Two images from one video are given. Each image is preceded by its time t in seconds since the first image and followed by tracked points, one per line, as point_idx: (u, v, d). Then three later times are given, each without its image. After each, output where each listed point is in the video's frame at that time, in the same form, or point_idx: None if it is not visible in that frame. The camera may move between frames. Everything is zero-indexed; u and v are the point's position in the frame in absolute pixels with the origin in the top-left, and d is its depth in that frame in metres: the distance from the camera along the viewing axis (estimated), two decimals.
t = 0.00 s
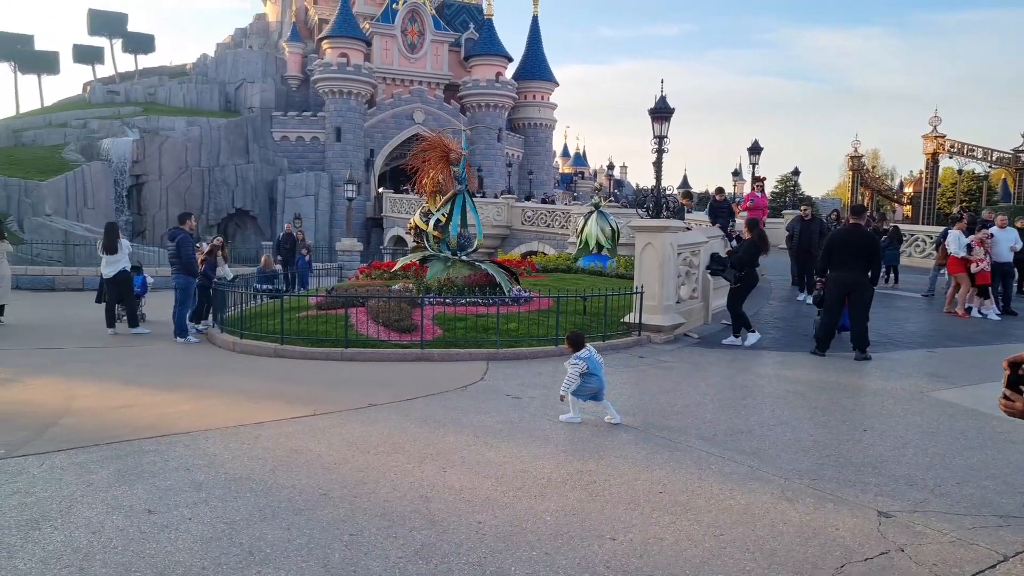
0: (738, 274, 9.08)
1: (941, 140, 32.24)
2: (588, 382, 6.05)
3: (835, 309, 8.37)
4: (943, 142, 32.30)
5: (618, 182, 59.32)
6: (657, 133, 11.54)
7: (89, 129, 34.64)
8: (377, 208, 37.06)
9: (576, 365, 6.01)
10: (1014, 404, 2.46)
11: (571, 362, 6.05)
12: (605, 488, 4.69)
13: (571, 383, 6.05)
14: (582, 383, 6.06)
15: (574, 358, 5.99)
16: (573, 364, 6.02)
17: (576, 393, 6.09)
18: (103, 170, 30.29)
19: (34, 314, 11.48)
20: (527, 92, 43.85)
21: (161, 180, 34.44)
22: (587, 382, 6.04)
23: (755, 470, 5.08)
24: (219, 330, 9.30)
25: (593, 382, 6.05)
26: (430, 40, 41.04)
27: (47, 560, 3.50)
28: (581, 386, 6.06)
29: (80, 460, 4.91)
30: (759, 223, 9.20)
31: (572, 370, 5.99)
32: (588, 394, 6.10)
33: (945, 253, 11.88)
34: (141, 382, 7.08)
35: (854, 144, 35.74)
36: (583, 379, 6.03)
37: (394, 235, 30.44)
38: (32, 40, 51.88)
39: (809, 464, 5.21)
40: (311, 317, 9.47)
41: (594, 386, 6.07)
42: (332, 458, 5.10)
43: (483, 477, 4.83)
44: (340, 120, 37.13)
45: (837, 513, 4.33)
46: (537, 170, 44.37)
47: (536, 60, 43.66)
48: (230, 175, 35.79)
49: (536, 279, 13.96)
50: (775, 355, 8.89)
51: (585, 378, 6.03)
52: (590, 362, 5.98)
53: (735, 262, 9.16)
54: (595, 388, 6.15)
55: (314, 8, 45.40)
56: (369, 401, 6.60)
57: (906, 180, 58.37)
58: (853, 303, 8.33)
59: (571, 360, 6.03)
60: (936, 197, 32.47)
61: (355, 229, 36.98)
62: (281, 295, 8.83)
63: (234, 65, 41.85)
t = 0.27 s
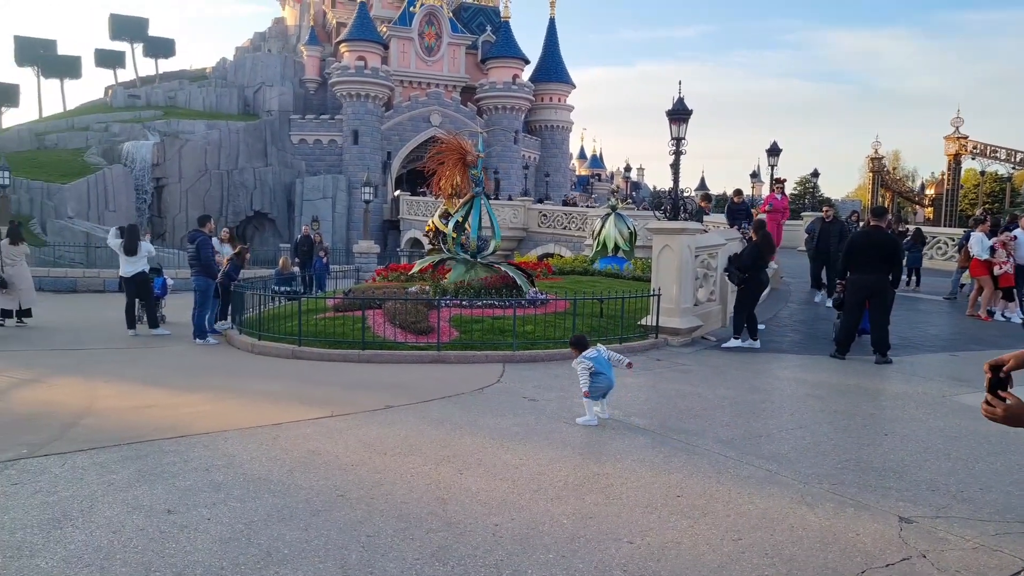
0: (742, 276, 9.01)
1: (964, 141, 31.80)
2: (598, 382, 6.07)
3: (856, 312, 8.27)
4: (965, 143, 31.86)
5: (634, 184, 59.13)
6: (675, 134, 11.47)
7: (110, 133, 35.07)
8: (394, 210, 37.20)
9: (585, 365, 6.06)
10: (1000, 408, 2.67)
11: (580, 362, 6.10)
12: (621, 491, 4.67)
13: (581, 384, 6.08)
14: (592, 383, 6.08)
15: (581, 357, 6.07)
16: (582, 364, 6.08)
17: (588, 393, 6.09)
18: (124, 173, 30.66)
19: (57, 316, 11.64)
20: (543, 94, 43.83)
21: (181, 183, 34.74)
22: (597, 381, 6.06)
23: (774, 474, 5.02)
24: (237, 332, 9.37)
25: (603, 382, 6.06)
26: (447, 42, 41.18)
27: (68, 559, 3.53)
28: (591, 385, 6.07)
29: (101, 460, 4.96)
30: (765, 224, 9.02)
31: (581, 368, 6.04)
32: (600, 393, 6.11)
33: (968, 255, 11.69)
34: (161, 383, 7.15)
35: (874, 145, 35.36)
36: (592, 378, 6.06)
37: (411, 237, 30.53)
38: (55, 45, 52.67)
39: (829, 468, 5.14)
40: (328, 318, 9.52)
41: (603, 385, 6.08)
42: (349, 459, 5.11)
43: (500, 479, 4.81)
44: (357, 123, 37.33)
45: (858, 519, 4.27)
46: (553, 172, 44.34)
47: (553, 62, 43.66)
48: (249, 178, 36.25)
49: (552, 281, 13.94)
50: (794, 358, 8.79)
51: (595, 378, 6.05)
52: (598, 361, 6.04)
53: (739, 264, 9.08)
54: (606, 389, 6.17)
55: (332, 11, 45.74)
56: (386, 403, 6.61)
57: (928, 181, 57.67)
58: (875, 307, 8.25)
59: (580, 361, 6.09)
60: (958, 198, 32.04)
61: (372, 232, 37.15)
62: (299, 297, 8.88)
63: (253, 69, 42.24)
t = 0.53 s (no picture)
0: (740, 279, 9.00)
1: (973, 141, 31.65)
2: (609, 377, 6.07)
3: (864, 314, 8.23)
4: (975, 143, 31.71)
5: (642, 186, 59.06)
6: (682, 136, 11.46)
7: (119, 137, 35.27)
8: (402, 213, 37.26)
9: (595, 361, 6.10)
10: (982, 409, 2.68)
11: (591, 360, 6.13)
12: (630, 494, 4.65)
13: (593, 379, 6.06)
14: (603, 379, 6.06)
15: (592, 353, 6.12)
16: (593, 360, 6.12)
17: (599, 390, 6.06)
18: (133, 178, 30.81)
19: (67, 320, 11.71)
20: (550, 96, 43.85)
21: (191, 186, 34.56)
22: (608, 376, 6.05)
23: (784, 477, 5.00)
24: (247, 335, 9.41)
25: (613, 378, 6.07)
26: (454, 46, 41.26)
27: (78, 562, 3.54)
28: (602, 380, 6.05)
29: (111, 463, 4.98)
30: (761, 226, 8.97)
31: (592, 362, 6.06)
32: (609, 390, 6.08)
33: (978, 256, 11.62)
34: (170, 386, 7.18)
35: (883, 146, 35.22)
36: (603, 373, 6.06)
37: (419, 240, 30.57)
38: (64, 51, 53.07)
39: (840, 471, 5.12)
40: (336, 321, 9.54)
41: (614, 381, 6.07)
42: (358, 462, 5.12)
43: (508, 482, 4.81)
44: (365, 126, 37.44)
45: (869, 521, 4.24)
46: (561, 174, 44.33)
47: (560, 65, 43.67)
48: (258, 181, 36.42)
49: (560, 283, 13.93)
50: (803, 360, 8.76)
51: (605, 373, 6.06)
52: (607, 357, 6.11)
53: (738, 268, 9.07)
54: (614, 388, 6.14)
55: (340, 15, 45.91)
56: (394, 405, 6.61)
57: (937, 182, 57.37)
58: (882, 308, 8.20)
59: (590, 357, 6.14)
60: (968, 199, 31.87)
61: (380, 235, 37.22)
62: (307, 300, 8.91)
63: (261, 73, 42.42)
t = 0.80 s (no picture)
0: (739, 282, 8.99)
1: (972, 141, 31.69)
2: (603, 375, 6.08)
3: (865, 314, 8.23)
4: (974, 143, 31.73)
5: (642, 188, 59.08)
6: (683, 138, 11.47)
7: (119, 142, 35.27)
8: (402, 216, 37.26)
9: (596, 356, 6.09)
10: (971, 409, 2.55)
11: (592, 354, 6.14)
12: (632, 495, 4.65)
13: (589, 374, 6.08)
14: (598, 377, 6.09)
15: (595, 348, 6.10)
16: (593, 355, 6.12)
17: (595, 387, 6.08)
18: (133, 182, 30.79)
19: (69, 324, 11.70)
20: (550, 98, 43.88)
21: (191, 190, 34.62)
22: (603, 374, 6.07)
23: (787, 478, 4.99)
24: (248, 339, 9.41)
25: (608, 376, 6.08)
26: (454, 48, 41.29)
27: (79, 569, 3.53)
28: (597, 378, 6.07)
29: (112, 468, 4.97)
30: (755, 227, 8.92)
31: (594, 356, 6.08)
32: (604, 389, 6.10)
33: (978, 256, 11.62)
34: (171, 390, 7.17)
35: (883, 147, 35.25)
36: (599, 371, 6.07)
37: (420, 243, 30.56)
38: (64, 55, 53.09)
39: (842, 471, 5.12)
40: (337, 325, 9.55)
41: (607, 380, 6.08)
42: (360, 465, 5.10)
43: (511, 484, 4.80)
44: (365, 129, 37.45)
45: (871, 522, 4.24)
46: (561, 176, 44.35)
47: (560, 67, 43.71)
48: (258, 185, 36.45)
49: (562, 285, 13.93)
50: (804, 360, 8.77)
51: (601, 371, 6.07)
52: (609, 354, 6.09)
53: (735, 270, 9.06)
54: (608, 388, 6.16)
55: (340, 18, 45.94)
56: (395, 408, 6.61)
57: (937, 182, 57.45)
58: (883, 308, 8.20)
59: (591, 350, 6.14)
60: (968, 199, 31.91)
61: (381, 238, 37.22)
62: (308, 303, 8.91)
63: (262, 76, 42.46)
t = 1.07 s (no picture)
0: (739, 283, 8.96)
1: (971, 141, 31.72)
2: (604, 378, 6.07)
3: (867, 315, 8.21)
4: (973, 143, 31.77)
5: (642, 189, 59.10)
6: (683, 139, 11.47)
7: (119, 145, 35.29)
8: (402, 218, 37.26)
9: (595, 358, 6.07)
10: (968, 411, 2.53)
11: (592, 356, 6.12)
12: (633, 497, 4.64)
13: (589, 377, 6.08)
14: (598, 379, 6.08)
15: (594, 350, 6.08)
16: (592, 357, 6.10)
17: (595, 389, 6.08)
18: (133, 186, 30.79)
19: (69, 329, 11.69)
20: (550, 100, 43.92)
21: (190, 195, 34.86)
22: (604, 377, 6.05)
23: (788, 478, 4.99)
24: (249, 342, 9.41)
25: (609, 378, 6.07)
26: (454, 50, 41.33)
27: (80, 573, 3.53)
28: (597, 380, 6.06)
29: (112, 472, 4.96)
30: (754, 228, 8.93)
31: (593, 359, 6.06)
32: (604, 391, 6.09)
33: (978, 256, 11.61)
34: (172, 394, 7.17)
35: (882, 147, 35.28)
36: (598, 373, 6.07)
37: (420, 245, 30.56)
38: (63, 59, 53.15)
39: (844, 472, 5.11)
40: (337, 328, 9.54)
41: (608, 382, 6.07)
42: (361, 468, 5.10)
43: (512, 487, 4.79)
44: (364, 131, 37.46)
45: (874, 522, 4.23)
46: (561, 178, 44.36)
47: (559, 69, 43.75)
48: (258, 188, 36.46)
49: (562, 286, 13.93)
50: (805, 361, 8.76)
51: (601, 374, 6.06)
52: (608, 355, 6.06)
53: (735, 272, 9.03)
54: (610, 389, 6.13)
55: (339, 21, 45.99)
56: (396, 411, 6.60)
57: (936, 182, 57.49)
58: (884, 308, 8.18)
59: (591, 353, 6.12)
60: (968, 199, 31.91)
61: (381, 240, 37.22)
62: (309, 306, 8.90)
63: (261, 79, 42.51)
